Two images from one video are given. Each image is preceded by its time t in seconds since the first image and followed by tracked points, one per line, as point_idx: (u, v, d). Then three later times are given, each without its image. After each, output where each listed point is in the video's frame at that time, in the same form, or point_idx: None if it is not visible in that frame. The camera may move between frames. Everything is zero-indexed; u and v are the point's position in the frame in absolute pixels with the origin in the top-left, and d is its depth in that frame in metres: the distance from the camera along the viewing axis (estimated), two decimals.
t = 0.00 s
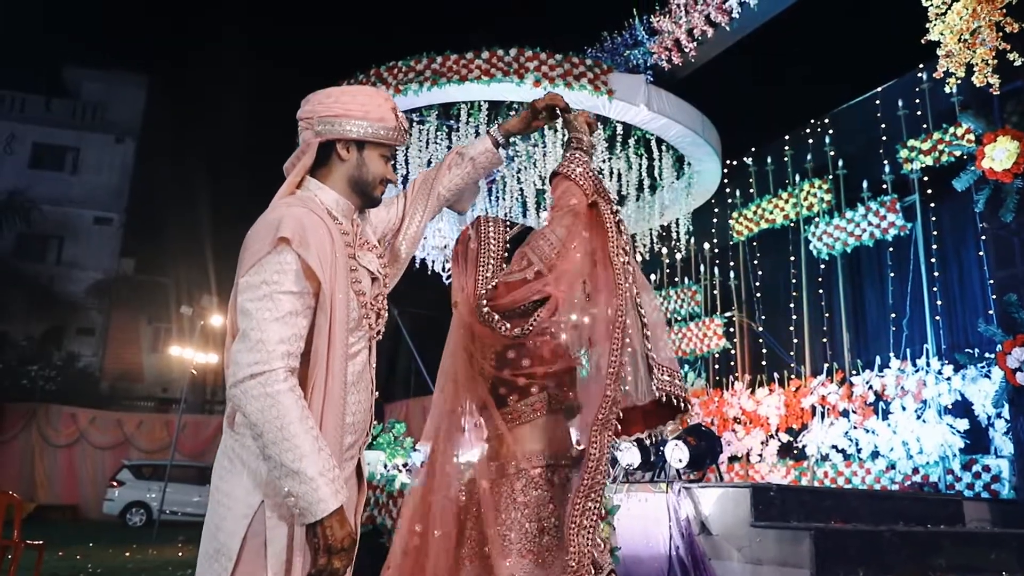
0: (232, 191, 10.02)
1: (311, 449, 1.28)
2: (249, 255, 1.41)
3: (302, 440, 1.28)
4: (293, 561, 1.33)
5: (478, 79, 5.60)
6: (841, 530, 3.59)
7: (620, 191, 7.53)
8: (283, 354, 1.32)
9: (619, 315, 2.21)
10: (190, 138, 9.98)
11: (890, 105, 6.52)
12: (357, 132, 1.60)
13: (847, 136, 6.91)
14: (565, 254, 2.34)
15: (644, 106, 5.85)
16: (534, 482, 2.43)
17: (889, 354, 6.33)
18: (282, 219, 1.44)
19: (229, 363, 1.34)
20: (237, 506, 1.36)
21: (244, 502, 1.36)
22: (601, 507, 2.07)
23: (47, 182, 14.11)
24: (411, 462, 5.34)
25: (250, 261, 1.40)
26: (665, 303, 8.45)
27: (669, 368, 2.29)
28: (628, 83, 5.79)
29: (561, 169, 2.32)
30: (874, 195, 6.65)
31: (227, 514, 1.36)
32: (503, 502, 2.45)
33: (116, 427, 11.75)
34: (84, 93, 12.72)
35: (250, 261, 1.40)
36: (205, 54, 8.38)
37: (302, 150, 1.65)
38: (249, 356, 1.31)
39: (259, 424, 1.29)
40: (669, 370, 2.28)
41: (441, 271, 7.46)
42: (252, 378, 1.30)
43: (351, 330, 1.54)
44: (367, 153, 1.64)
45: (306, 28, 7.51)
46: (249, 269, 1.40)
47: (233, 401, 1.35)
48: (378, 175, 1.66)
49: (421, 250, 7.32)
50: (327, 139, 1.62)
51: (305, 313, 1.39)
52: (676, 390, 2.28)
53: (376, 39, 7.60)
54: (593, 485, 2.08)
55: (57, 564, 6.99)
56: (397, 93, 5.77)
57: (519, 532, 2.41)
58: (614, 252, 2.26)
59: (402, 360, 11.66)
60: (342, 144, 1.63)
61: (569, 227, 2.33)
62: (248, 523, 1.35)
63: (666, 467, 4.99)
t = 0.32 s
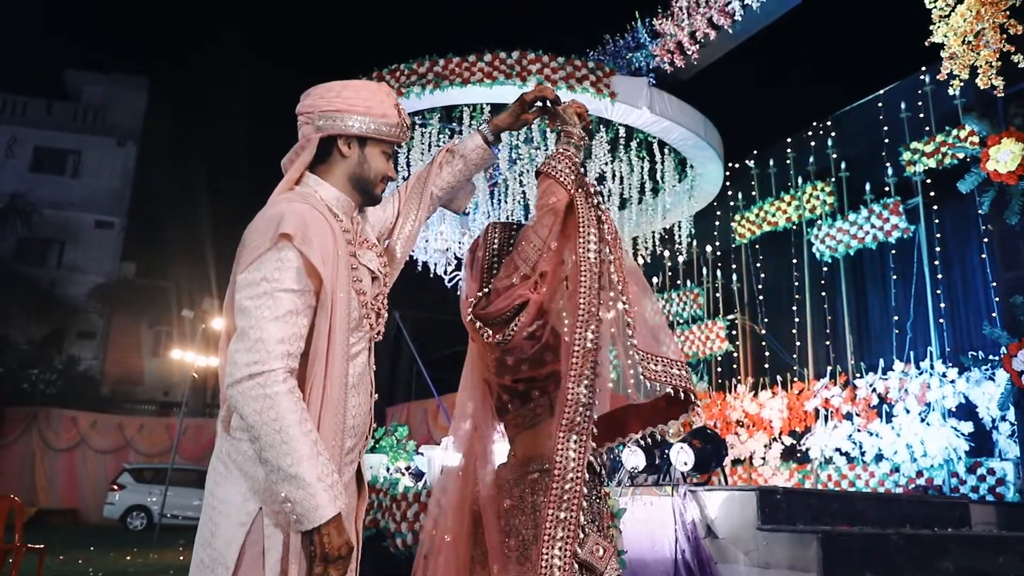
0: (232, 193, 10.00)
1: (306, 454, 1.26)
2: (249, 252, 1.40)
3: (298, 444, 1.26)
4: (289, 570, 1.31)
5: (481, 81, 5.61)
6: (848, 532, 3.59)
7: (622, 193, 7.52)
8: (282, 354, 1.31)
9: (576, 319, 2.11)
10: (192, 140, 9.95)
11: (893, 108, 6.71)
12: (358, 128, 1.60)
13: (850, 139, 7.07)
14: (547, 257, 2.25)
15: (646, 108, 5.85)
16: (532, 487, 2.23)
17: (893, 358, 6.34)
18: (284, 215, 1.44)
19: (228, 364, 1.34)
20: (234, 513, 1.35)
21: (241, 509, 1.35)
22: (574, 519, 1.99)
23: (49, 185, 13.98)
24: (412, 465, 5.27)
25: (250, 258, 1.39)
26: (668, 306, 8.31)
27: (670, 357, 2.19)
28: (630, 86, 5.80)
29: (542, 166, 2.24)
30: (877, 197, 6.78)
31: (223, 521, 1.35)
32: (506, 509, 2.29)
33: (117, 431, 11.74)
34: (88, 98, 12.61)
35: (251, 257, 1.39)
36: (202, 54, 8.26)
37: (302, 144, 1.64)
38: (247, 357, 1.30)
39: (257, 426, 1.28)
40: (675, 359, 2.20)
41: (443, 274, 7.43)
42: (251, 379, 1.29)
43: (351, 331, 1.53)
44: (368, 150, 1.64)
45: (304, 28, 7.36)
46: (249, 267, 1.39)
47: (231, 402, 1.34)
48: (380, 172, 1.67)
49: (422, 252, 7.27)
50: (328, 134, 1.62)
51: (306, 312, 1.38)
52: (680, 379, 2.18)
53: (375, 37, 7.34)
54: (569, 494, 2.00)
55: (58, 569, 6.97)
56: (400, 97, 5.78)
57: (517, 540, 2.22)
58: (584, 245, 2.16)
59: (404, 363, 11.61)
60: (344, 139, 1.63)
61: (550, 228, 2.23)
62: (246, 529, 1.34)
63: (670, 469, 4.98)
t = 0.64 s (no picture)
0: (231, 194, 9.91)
1: (311, 457, 1.23)
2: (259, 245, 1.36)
3: (304, 447, 1.23)
4: None
5: (484, 84, 5.59)
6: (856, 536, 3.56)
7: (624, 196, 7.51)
8: (290, 354, 1.28)
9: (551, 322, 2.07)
10: (188, 140, 9.78)
11: (895, 111, 6.78)
12: (362, 123, 1.61)
13: (852, 143, 7.13)
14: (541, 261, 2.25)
15: (649, 112, 5.86)
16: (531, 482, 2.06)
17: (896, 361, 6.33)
18: (295, 209, 1.41)
19: (234, 362, 1.31)
20: (238, 519, 1.33)
21: (244, 514, 1.33)
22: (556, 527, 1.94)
23: (50, 187, 13.81)
24: (415, 468, 5.30)
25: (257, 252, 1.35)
26: (670, 309, 8.30)
27: (647, 355, 1.99)
28: (634, 89, 5.78)
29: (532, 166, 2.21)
30: (880, 200, 6.78)
31: (227, 524, 1.34)
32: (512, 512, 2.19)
33: (117, 434, 11.69)
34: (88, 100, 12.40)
35: (258, 252, 1.36)
36: (198, 51, 8.18)
37: (305, 139, 1.63)
38: (256, 355, 1.27)
39: (262, 427, 1.24)
40: (654, 358, 1.99)
41: (444, 277, 7.40)
42: (258, 379, 1.26)
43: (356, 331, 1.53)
44: (373, 147, 1.65)
45: (302, 28, 7.30)
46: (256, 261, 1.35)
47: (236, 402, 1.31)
48: (384, 170, 1.67)
49: (422, 255, 7.24)
50: (333, 129, 1.62)
51: (315, 310, 1.36)
52: (658, 380, 1.96)
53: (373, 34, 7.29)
54: (548, 502, 1.97)
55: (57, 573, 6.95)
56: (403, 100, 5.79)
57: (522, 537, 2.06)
58: (559, 241, 2.10)
59: (404, 366, 11.58)
60: (349, 136, 1.63)
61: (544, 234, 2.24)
62: (249, 534, 1.32)
63: (675, 473, 5.05)
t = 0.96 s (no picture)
0: (229, 194, 9.76)
1: (327, 460, 1.22)
2: (271, 242, 1.34)
3: (319, 450, 1.22)
4: None
5: (486, 87, 5.59)
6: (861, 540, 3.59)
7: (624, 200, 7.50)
8: (304, 355, 1.26)
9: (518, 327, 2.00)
10: (184, 139, 9.62)
11: (897, 116, 6.78)
12: (368, 121, 1.60)
13: (853, 147, 7.13)
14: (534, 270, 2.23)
15: (650, 115, 5.85)
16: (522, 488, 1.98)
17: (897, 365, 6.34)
18: (308, 206, 1.39)
19: (247, 361, 1.28)
20: (249, 523, 1.32)
21: (255, 521, 1.32)
22: (538, 537, 1.91)
23: (49, 189, 13.00)
24: (416, 472, 5.26)
25: (269, 248, 1.33)
26: (671, 313, 8.39)
27: (607, 370, 1.97)
28: (636, 93, 5.80)
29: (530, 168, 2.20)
30: (881, 205, 6.79)
31: (234, 529, 1.32)
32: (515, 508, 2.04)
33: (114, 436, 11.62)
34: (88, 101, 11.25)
35: (269, 249, 1.33)
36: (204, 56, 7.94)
37: (310, 136, 1.61)
38: (271, 356, 1.26)
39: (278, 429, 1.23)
40: (617, 374, 1.97)
41: (445, 280, 7.40)
42: (274, 379, 1.24)
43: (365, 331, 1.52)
44: (378, 145, 1.64)
45: (302, 27, 7.21)
46: (267, 258, 1.33)
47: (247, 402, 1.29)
48: (389, 169, 1.67)
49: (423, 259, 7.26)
50: (338, 126, 1.61)
51: (329, 309, 1.35)
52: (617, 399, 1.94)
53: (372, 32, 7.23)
54: (531, 511, 1.94)
55: None
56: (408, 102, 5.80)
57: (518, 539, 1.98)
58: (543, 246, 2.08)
59: (404, 369, 11.56)
60: (354, 133, 1.62)
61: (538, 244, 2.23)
62: (260, 541, 1.31)
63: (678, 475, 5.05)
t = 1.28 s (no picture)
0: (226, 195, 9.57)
1: (338, 463, 1.21)
2: (274, 241, 1.32)
3: (330, 453, 1.21)
4: None
5: (481, 90, 5.58)
6: (856, 545, 3.69)
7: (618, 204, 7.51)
8: (311, 356, 1.25)
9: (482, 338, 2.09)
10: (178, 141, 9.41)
11: (889, 121, 6.87)
12: (365, 118, 1.57)
13: (846, 152, 7.20)
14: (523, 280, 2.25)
15: (645, 119, 5.85)
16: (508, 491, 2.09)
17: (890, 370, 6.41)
18: (314, 205, 1.37)
19: (254, 363, 1.26)
20: (252, 529, 1.30)
21: (258, 528, 1.30)
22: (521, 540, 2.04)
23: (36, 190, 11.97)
24: (408, 475, 5.23)
25: (272, 248, 1.31)
26: (663, 317, 8.21)
27: (552, 387, 2.05)
28: (630, 97, 5.78)
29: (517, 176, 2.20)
30: (873, 211, 6.86)
31: (236, 536, 1.30)
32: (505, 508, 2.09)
33: (102, 439, 11.42)
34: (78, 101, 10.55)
35: (274, 249, 1.31)
36: (202, 56, 7.52)
37: (307, 134, 1.58)
38: (279, 358, 1.24)
39: (286, 433, 1.21)
40: (560, 392, 2.05)
41: (437, 284, 7.37)
42: (282, 381, 1.23)
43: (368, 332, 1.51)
44: (376, 144, 1.61)
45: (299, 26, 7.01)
46: (270, 257, 1.31)
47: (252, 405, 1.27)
48: (386, 168, 1.64)
49: (418, 262, 7.24)
50: (336, 124, 1.58)
51: (335, 309, 1.33)
52: (558, 416, 2.03)
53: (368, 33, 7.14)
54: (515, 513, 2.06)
55: None
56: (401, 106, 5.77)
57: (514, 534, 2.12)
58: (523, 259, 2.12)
59: (396, 371, 11.54)
60: (352, 131, 1.59)
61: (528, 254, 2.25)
62: (263, 550, 1.29)
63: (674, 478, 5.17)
